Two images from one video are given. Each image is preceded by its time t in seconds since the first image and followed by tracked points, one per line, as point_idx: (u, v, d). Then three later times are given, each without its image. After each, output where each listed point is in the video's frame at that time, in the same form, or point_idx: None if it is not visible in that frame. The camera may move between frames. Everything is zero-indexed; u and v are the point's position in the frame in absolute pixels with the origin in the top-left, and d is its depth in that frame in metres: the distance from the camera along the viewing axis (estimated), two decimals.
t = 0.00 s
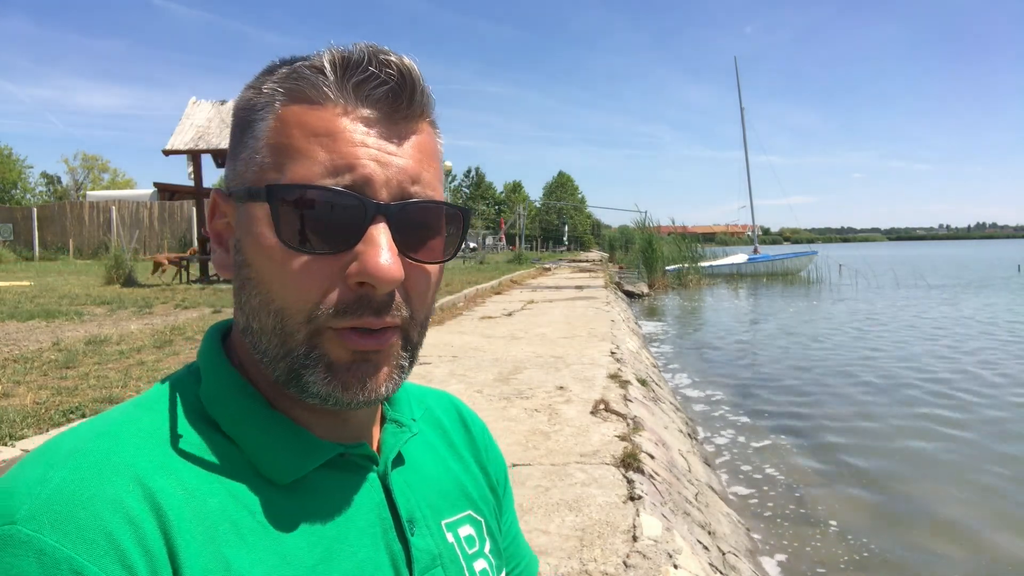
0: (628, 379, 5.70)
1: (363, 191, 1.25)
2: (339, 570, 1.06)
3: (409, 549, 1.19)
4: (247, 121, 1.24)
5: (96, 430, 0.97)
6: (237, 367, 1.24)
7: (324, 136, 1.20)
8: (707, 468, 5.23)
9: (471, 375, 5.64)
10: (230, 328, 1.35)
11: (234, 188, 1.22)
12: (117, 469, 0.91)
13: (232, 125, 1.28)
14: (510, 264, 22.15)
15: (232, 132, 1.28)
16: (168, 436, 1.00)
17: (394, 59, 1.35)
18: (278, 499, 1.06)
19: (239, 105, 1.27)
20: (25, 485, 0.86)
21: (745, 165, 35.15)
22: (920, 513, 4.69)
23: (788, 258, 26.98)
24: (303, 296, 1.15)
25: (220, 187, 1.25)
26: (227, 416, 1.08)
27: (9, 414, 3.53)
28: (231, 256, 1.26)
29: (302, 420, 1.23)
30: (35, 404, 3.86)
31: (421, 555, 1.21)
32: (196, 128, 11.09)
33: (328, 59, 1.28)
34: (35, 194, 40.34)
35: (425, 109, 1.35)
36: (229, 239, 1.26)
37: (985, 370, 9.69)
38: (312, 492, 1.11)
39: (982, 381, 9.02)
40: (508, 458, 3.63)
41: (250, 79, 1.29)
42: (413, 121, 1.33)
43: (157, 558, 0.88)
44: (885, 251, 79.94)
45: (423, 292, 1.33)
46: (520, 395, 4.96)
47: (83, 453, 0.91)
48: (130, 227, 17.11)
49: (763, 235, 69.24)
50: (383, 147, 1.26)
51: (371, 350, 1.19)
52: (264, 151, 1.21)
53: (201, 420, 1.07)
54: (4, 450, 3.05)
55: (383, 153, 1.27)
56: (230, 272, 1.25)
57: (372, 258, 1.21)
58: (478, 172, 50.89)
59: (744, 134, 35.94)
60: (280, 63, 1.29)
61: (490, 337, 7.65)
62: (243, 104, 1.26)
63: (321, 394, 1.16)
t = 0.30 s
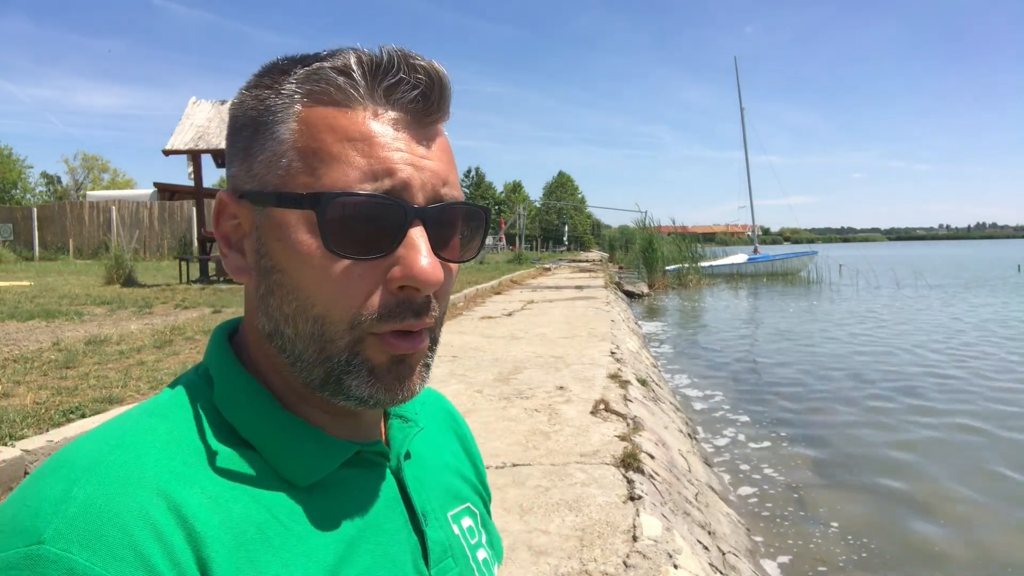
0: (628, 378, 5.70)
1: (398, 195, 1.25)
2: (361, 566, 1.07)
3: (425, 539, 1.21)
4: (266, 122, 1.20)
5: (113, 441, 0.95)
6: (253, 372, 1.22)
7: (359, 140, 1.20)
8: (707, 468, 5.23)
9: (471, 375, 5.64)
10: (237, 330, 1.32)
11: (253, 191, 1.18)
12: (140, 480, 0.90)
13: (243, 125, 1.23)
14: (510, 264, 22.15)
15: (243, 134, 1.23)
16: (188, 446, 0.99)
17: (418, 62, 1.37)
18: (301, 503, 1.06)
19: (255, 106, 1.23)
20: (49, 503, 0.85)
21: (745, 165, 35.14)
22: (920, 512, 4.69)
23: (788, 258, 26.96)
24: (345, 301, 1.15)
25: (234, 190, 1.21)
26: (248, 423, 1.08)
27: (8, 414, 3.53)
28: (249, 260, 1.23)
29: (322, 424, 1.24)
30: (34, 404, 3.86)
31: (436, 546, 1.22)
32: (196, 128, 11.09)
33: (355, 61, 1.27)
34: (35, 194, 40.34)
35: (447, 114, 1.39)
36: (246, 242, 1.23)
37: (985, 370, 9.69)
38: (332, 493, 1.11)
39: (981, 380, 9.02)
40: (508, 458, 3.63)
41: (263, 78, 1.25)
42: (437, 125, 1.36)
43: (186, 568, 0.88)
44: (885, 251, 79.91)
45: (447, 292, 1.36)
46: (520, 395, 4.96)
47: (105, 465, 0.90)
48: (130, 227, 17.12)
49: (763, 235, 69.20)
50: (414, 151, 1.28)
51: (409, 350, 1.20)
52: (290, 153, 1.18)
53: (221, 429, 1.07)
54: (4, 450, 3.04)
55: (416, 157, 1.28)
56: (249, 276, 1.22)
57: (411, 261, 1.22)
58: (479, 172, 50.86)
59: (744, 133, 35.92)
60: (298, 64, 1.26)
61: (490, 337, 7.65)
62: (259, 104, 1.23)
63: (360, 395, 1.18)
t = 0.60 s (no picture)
0: (628, 378, 5.70)
1: (395, 187, 1.25)
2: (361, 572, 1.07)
3: (424, 548, 1.21)
4: (259, 123, 1.20)
5: (113, 445, 0.95)
6: (254, 372, 1.23)
7: (353, 135, 1.20)
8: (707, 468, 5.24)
9: (471, 375, 5.64)
10: (240, 332, 1.32)
11: (250, 192, 1.18)
12: (139, 486, 0.90)
13: (236, 128, 1.23)
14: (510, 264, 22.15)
15: (236, 136, 1.24)
16: (188, 448, 0.99)
17: (408, 55, 1.36)
18: (300, 508, 1.05)
19: (246, 109, 1.23)
20: (48, 507, 0.86)
21: (745, 165, 35.12)
22: (920, 512, 4.69)
23: (789, 258, 26.96)
24: (347, 296, 1.15)
25: (231, 193, 1.22)
26: (248, 425, 1.08)
27: (9, 414, 3.53)
28: (248, 262, 1.23)
29: (322, 424, 1.23)
30: (35, 404, 3.86)
31: (433, 554, 1.22)
32: (196, 128, 11.09)
33: (345, 57, 1.27)
34: (35, 194, 40.32)
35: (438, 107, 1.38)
36: (245, 244, 1.23)
37: (984, 370, 9.70)
38: (331, 497, 1.11)
39: (981, 380, 9.01)
40: (508, 458, 3.63)
41: (254, 80, 1.26)
42: (430, 117, 1.36)
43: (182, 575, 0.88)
44: (885, 251, 79.89)
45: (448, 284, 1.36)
46: (520, 395, 4.96)
47: (104, 471, 0.90)
48: (130, 227, 17.11)
49: (763, 235, 69.19)
50: (409, 142, 1.27)
51: (414, 343, 1.20)
52: (285, 152, 1.18)
53: (222, 431, 1.07)
54: (5, 450, 3.04)
55: (412, 148, 1.28)
56: (249, 278, 1.23)
57: (412, 253, 1.22)
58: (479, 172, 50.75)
59: (744, 133, 35.88)
60: (288, 64, 1.26)
61: (490, 337, 7.65)
62: (252, 106, 1.23)
63: (366, 388, 1.18)
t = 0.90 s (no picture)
0: (628, 378, 5.70)
1: (378, 182, 1.25)
2: (356, 568, 1.07)
3: (420, 545, 1.20)
4: (249, 125, 1.21)
5: (113, 439, 0.96)
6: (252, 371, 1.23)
7: (335, 133, 1.20)
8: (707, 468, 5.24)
9: (471, 375, 5.64)
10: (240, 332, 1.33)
11: (242, 193, 1.20)
12: (139, 477, 0.90)
13: (227, 132, 1.25)
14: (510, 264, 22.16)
15: (228, 140, 1.25)
16: (186, 442, 1.00)
17: (390, 53, 1.36)
18: (296, 503, 1.05)
19: (236, 112, 1.24)
20: (50, 496, 0.86)
21: (745, 165, 35.10)
22: (919, 512, 4.70)
23: (789, 258, 26.97)
24: (331, 290, 1.15)
25: (225, 194, 1.23)
26: (243, 421, 1.08)
27: (9, 414, 3.53)
28: (242, 261, 1.24)
29: (316, 420, 1.23)
30: (35, 404, 3.86)
31: (431, 552, 1.21)
32: (196, 128, 11.09)
33: (328, 57, 1.27)
34: (35, 194, 40.32)
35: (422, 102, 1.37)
36: (239, 245, 1.24)
37: (984, 370, 9.70)
38: (327, 492, 1.11)
39: (981, 380, 9.01)
40: (508, 458, 3.63)
41: (243, 85, 1.27)
42: (414, 113, 1.35)
43: (182, 564, 0.88)
44: (885, 252, 79.91)
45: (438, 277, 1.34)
46: (520, 395, 4.96)
47: (104, 463, 0.90)
48: (130, 227, 17.12)
49: (763, 235, 69.20)
50: (391, 138, 1.27)
51: (400, 335, 1.20)
52: (272, 153, 1.19)
53: (216, 426, 1.07)
54: (5, 450, 3.04)
55: (394, 143, 1.28)
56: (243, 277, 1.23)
57: (396, 246, 1.22)
58: (479, 171, 50.73)
59: (744, 133, 35.86)
60: (275, 67, 1.27)
61: (490, 337, 7.65)
62: (241, 110, 1.24)
63: (353, 383, 1.17)
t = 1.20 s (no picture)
0: (628, 378, 5.69)
1: (354, 175, 1.25)
2: (355, 567, 1.06)
3: (420, 548, 1.20)
4: (240, 127, 1.26)
5: (118, 433, 0.96)
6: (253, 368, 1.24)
7: (312, 127, 1.21)
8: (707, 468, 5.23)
9: (471, 374, 5.63)
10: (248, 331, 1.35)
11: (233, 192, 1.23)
12: (142, 468, 0.91)
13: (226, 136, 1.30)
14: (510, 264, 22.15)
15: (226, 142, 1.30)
16: (186, 437, 1.00)
17: (372, 47, 1.35)
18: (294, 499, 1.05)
19: (232, 116, 1.29)
20: (53, 485, 0.86)
21: (745, 165, 35.11)
22: (920, 512, 4.69)
23: (789, 258, 26.96)
24: (306, 282, 1.15)
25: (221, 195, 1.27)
26: (244, 416, 1.08)
27: (9, 414, 3.52)
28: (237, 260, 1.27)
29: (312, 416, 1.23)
30: (35, 404, 3.86)
31: (430, 554, 1.21)
32: (196, 128, 11.08)
33: (309, 55, 1.29)
34: (35, 194, 40.32)
35: (406, 95, 1.35)
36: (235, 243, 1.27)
37: (984, 370, 9.69)
38: (326, 490, 1.10)
39: (981, 380, 9.01)
40: (508, 458, 3.63)
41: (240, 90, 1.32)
42: (396, 105, 1.33)
43: (185, 555, 0.89)
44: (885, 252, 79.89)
45: (424, 272, 1.32)
46: (520, 395, 4.96)
47: (108, 454, 0.90)
48: (130, 227, 17.12)
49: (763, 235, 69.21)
50: (368, 130, 1.27)
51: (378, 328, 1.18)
52: (256, 151, 1.22)
53: (216, 421, 1.07)
54: (5, 450, 3.04)
55: (371, 136, 1.27)
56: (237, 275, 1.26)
57: (371, 238, 1.20)
58: (478, 171, 50.70)
59: (744, 133, 35.85)
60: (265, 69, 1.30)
61: (490, 337, 7.65)
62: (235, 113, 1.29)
63: (332, 376, 1.15)
